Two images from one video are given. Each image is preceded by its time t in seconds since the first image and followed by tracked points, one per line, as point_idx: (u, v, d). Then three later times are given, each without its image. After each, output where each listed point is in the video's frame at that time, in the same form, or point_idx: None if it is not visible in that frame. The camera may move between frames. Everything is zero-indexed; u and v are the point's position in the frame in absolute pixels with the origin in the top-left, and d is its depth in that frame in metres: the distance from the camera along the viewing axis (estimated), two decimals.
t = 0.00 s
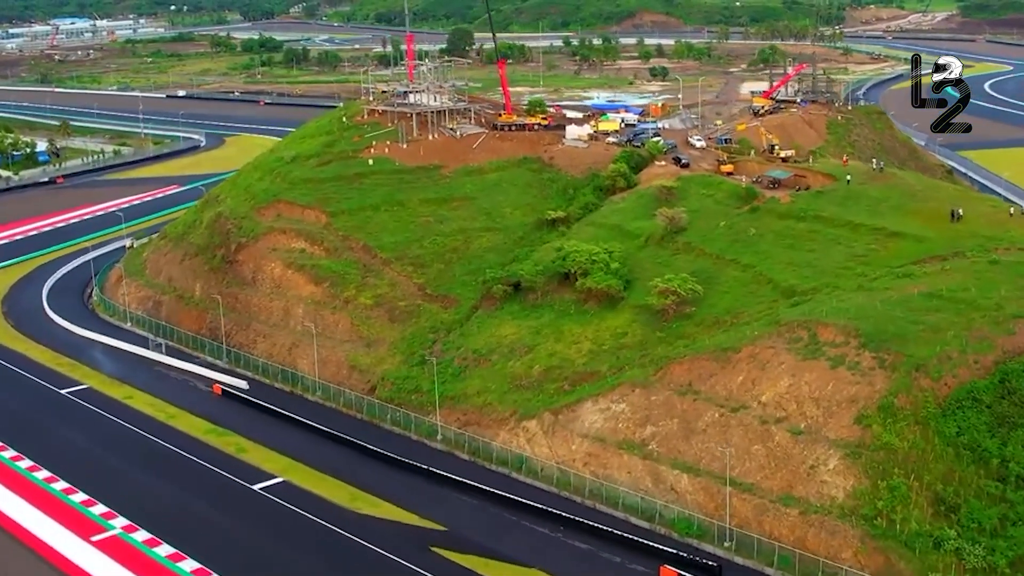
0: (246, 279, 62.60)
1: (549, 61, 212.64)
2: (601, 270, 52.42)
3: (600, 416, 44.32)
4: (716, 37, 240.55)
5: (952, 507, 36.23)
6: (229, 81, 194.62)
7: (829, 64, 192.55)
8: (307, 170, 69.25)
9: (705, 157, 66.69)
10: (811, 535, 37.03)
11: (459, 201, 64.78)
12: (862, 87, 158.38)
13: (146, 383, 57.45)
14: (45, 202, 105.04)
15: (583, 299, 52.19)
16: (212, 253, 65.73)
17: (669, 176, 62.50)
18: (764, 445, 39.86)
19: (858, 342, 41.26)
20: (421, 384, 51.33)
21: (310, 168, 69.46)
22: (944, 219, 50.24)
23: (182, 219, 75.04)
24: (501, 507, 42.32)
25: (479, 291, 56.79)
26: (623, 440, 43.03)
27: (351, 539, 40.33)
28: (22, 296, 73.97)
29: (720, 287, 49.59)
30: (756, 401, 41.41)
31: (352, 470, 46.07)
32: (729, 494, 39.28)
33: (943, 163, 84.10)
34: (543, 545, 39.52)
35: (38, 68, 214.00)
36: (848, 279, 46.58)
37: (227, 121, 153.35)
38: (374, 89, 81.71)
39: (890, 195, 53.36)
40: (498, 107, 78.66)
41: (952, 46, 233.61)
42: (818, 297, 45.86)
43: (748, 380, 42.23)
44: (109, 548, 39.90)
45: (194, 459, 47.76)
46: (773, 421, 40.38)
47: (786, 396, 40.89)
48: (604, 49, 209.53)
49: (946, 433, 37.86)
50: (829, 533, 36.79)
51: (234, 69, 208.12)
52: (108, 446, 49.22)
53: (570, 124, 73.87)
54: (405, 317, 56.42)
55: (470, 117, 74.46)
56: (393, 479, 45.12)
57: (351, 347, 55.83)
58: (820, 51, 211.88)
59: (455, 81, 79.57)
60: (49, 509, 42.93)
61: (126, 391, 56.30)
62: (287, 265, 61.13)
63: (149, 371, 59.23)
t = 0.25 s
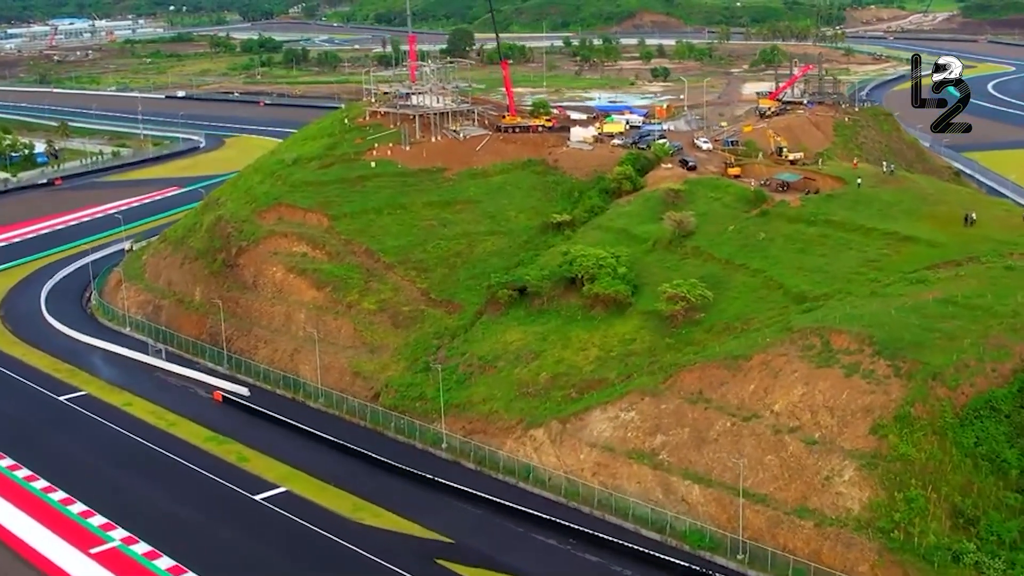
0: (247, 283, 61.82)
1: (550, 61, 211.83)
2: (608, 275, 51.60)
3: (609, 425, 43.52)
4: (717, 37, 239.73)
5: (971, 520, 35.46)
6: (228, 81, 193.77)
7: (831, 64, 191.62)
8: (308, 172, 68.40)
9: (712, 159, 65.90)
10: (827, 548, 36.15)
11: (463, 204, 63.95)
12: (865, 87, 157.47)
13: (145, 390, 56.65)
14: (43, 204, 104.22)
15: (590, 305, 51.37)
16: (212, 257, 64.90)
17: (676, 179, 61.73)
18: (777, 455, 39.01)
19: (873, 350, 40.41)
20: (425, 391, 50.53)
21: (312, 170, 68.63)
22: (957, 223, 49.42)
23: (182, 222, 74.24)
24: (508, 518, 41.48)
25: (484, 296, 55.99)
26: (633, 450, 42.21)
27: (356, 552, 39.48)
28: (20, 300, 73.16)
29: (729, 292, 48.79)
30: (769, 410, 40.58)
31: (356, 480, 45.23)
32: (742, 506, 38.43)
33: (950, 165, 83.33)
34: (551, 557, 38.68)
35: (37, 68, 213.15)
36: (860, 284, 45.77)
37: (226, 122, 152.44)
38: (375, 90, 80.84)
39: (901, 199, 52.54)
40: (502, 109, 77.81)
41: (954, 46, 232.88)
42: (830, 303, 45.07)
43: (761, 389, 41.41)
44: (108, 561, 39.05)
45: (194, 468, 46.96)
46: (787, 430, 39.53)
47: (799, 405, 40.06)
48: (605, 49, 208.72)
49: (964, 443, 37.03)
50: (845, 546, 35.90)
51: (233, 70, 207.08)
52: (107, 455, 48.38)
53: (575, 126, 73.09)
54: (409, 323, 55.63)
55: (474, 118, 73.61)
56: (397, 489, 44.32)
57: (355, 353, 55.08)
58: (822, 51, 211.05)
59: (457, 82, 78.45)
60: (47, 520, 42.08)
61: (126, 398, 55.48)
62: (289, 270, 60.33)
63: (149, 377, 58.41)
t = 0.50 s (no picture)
0: (247, 289, 60.80)
1: (549, 62, 210.73)
2: (616, 282, 50.58)
3: (619, 436, 42.52)
4: (717, 37, 238.81)
5: (994, 536, 34.42)
6: (226, 82, 192.66)
7: (833, 64, 190.54)
8: (309, 175, 67.36)
9: (719, 162, 64.97)
10: (845, 565, 35.08)
11: (466, 208, 62.91)
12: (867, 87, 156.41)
13: (143, 398, 55.61)
14: (40, 207, 103.15)
15: (598, 312, 50.35)
16: (211, 262, 63.85)
17: (683, 183, 60.74)
18: (793, 468, 37.97)
19: (890, 360, 39.37)
20: (430, 400, 49.50)
21: (313, 173, 67.58)
22: (973, 228, 48.39)
23: (181, 226, 73.18)
24: (516, 533, 40.43)
25: (488, 303, 54.99)
26: (644, 462, 41.21)
27: (360, 568, 38.44)
28: (16, 305, 72.10)
29: (740, 299, 47.79)
30: (783, 421, 39.55)
31: (359, 492, 44.19)
32: (757, 520, 37.38)
33: (959, 168, 82.32)
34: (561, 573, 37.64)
35: (35, 69, 212.05)
36: (875, 291, 44.76)
37: (225, 123, 151.33)
38: (377, 92, 79.81)
39: (914, 203, 51.51)
40: (505, 111, 76.82)
41: (955, 46, 231.93)
42: (844, 311, 44.03)
43: (775, 399, 40.41)
44: None
45: (194, 480, 45.92)
46: (802, 443, 38.50)
47: (815, 416, 39.04)
48: (605, 50, 207.66)
49: (986, 456, 35.96)
50: (864, 563, 34.84)
51: (231, 71, 205.95)
52: (104, 466, 47.31)
53: (579, 129, 72.09)
54: (412, 330, 54.62)
55: (476, 121, 72.63)
56: (402, 501, 43.29)
57: (357, 360, 54.06)
58: (823, 52, 210.00)
59: (460, 83, 77.53)
60: (42, 535, 41.02)
61: (123, 407, 54.43)
62: (290, 275, 59.31)
63: (147, 385, 57.35)
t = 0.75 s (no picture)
0: (245, 293, 59.92)
1: (547, 62, 209.81)
2: (621, 287, 49.76)
3: (626, 445, 41.71)
4: (715, 37, 238.13)
5: (1012, 549, 33.64)
6: (222, 82, 191.60)
7: (832, 65, 189.80)
8: (308, 178, 66.49)
9: (723, 165, 64.18)
10: None
11: (468, 211, 62.07)
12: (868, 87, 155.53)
13: (140, 405, 54.73)
14: (35, 209, 102.11)
15: (603, 318, 49.53)
16: (209, 266, 62.97)
17: (688, 186, 59.92)
18: (805, 479, 37.15)
19: (904, 368, 38.54)
20: (432, 407, 48.65)
21: (312, 176, 66.73)
22: (984, 233, 47.62)
23: (177, 229, 72.22)
24: (521, 545, 39.57)
25: (491, 308, 54.18)
26: (651, 472, 40.40)
27: None
28: (10, 309, 71.13)
29: (748, 305, 46.98)
30: (795, 430, 38.73)
31: (361, 502, 43.31)
32: (768, 532, 36.52)
33: (964, 170, 81.51)
34: None
35: (30, 69, 210.82)
36: (886, 297, 43.96)
37: (222, 124, 150.34)
38: (376, 93, 78.97)
39: (924, 207, 50.72)
40: (506, 112, 75.99)
41: (953, 46, 231.29)
42: (855, 317, 43.23)
43: (786, 408, 39.61)
44: None
45: (192, 490, 45.04)
46: (814, 453, 37.67)
47: (827, 426, 38.21)
48: (603, 50, 206.76)
49: (1003, 466, 35.19)
50: None
51: (228, 71, 204.87)
52: (100, 476, 46.42)
53: (581, 131, 71.27)
54: (414, 335, 53.79)
55: (477, 122, 71.80)
56: (405, 512, 42.44)
57: (357, 367, 53.19)
58: (822, 53, 209.24)
59: (460, 85, 76.73)
60: (37, 548, 40.14)
61: (120, 414, 53.52)
62: (289, 280, 58.46)
63: (143, 392, 56.44)
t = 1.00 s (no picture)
0: (242, 299, 58.88)
1: (544, 62, 208.85)
2: (626, 293, 48.80)
3: (633, 456, 40.74)
4: (712, 38, 237.41)
5: None
6: (218, 83, 190.38)
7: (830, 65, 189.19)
8: (305, 181, 65.47)
9: (728, 168, 63.29)
10: None
11: (468, 215, 61.08)
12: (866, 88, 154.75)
13: (135, 414, 53.66)
14: (28, 212, 100.94)
15: (608, 324, 48.58)
16: (205, 271, 61.92)
17: (692, 189, 59.01)
18: (818, 492, 36.19)
19: (918, 377, 37.61)
20: (433, 416, 47.65)
21: (310, 179, 65.70)
22: (996, 238, 46.74)
23: (173, 233, 71.16)
24: (526, 559, 38.59)
25: (493, 314, 53.20)
26: (660, 484, 39.43)
27: None
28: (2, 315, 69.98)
29: (756, 311, 46.05)
30: (807, 442, 37.78)
31: (361, 515, 42.29)
32: (781, 547, 35.54)
33: (968, 172, 80.68)
34: None
35: (23, 70, 209.36)
36: (898, 304, 43.07)
37: (217, 125, 149.15)
38: (375, 94, 77.99)
39: (934, 211, 49.83)
40: (506, 114, 75.01)
41: (950, 47, 230.72)
42: (866, 325, 42.31)
43: (798, 418, 38.67)
44: None
45: (188, 502, 43.99)
46: (828, 465, 36.73)
47: (840, 437, 37.27)
48: (599, 50, 205.83)
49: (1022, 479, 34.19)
50: None
51: (223, 72, 203.61)
52: (94, 487, 45.35)
53: (582, 133, 70.36)
54: (414, 342, 52.80)
55: (477, 125, 70.85)
56: (407, 525, 41.43)
57: (357, 375, 52.17)
58: (820, 53, 208.54)
59: (460, 87, 75.80)
60: (29, 564, 39.11)
61: (114, 423, 52.46)
62: (286, 285, 57.43)
63: (138, 400, 55.38)
